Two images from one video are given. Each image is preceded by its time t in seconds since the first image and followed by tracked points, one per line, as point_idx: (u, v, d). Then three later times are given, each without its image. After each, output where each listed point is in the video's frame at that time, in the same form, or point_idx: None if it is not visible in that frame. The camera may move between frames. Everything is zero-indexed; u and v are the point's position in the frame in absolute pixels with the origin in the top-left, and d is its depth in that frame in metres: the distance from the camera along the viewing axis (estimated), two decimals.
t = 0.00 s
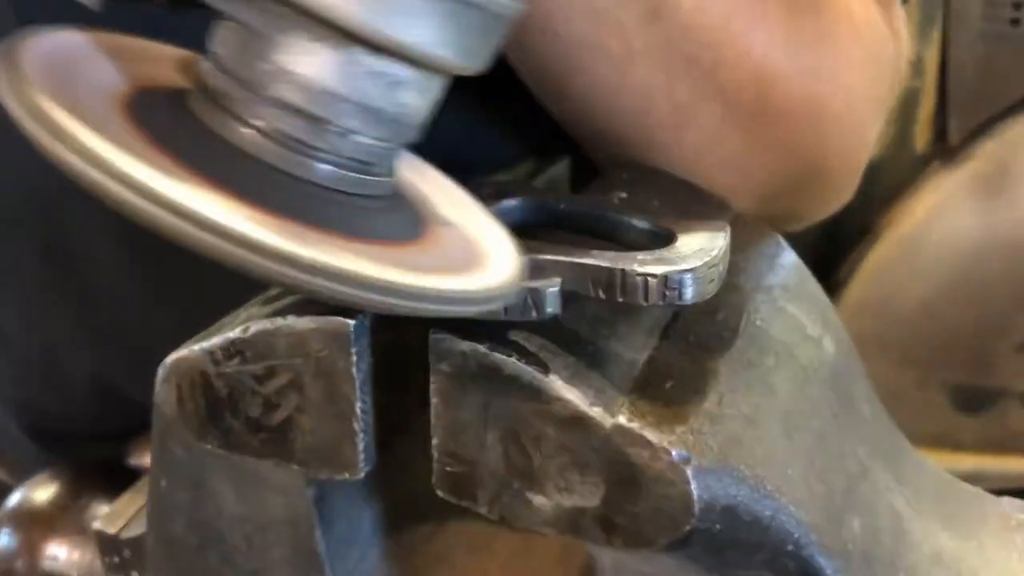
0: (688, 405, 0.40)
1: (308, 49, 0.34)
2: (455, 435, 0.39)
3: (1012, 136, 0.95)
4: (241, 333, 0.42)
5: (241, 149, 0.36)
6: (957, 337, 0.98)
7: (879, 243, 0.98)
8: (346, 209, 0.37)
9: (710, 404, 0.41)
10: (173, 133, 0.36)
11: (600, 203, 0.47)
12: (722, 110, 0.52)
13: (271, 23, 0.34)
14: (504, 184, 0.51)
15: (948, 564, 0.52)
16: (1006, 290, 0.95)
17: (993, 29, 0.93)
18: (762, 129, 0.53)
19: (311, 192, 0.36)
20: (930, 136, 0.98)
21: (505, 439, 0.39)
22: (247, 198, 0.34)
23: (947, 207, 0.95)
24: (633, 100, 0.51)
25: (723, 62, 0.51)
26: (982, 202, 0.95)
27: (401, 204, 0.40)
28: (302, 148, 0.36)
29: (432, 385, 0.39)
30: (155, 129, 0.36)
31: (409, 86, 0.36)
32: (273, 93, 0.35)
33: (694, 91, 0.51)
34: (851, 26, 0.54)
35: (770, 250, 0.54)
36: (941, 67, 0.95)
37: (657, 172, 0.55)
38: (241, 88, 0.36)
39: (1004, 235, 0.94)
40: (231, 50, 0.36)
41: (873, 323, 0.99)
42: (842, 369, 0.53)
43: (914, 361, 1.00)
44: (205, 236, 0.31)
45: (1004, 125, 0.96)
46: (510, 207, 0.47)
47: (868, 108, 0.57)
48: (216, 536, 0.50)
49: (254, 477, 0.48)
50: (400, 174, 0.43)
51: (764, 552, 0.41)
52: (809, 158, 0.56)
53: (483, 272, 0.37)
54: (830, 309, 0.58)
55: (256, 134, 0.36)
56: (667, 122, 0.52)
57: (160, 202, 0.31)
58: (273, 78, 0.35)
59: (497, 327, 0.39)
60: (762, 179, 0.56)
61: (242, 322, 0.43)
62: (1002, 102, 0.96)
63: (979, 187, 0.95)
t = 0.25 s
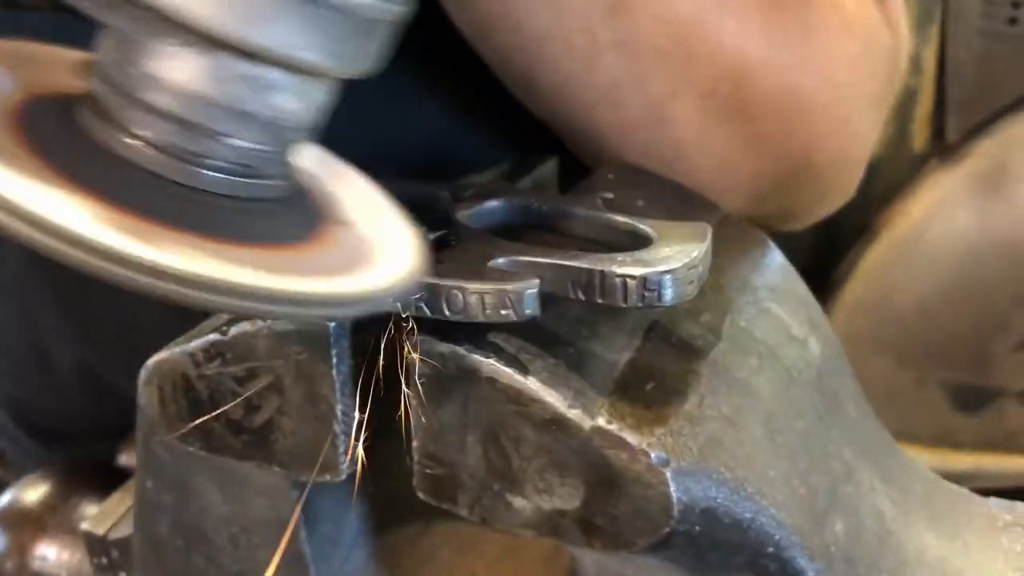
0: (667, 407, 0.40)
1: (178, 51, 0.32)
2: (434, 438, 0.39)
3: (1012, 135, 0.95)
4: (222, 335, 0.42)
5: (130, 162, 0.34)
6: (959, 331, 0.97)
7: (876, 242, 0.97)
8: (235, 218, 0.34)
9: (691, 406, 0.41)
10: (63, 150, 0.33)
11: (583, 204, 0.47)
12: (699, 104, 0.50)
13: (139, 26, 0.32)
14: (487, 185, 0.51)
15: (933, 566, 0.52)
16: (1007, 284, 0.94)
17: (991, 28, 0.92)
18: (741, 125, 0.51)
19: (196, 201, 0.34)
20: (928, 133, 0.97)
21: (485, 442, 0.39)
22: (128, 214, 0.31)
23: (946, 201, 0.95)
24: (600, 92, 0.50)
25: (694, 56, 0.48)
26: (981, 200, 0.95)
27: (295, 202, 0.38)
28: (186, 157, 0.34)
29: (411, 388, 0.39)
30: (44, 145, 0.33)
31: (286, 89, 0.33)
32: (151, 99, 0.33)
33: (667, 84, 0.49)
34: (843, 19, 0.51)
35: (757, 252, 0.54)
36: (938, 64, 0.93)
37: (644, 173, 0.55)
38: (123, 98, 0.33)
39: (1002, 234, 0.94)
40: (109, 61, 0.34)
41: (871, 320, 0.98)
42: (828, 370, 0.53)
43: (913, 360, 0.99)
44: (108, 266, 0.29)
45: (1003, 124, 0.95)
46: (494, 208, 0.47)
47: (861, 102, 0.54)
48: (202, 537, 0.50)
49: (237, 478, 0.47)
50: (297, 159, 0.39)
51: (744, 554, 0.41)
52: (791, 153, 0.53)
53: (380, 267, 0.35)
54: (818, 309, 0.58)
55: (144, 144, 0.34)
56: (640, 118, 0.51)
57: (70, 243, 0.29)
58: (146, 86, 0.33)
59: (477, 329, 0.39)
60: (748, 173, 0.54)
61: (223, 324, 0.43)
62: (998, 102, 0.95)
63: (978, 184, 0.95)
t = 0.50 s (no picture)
0: (649, 406, 0.40)
1: (217, 36, 0.34)
2: (418, 438, 0.40)
3: (1011, 135, 0.95)
4: (207, 334, 0.42)
5: (170, 134, 0.36)
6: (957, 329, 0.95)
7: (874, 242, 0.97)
8: (274, 187, 0.37)
9: (673, 405, 0.41)
10: (112, 123, 0.35)
11: (569, 204, 0.47)
12: (689, 90, 0.49)
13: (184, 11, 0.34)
14: (475, 185, 0.51)
15: (919, 566, 0.52)
16: (1005, 283, 0.93)
17: (988, 28, 0.93)
18: (731, 105, 0.50)
19: (239, 173, 0.36)
20: (925, 133, 0.99)
21: (467, 441, 0.39)
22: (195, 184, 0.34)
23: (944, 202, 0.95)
24: (594, 71, 0.48)
25: (681, 32, 0.47)
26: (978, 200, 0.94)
27: (322, 177, 0.40)
28: (225, 132, 0.36)
29: (395, 387, 0.39)
30: (88, 110, 0.35)
31: (319, 72, 0.36)
32: (189, 80, 0.35)
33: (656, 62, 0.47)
34: None
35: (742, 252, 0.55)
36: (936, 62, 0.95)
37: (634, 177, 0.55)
38: (166, 77, 0.36)
39: (999, 233, 0.93)
40: (155, 40, 0.36)
41: (870, 318, 0.97)
42: (814, 370, 0.53)
43: (909, 358, 0.97)
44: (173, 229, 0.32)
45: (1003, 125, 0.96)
46: (479, 209, 0.47)
47: (853, 87, 0.53)
48: (190, 536, 0.50)
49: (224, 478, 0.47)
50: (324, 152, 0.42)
51: (727, 553, 0.41)
52: (782, 138, 0.53)
53: (402, 236, 0.37)
54: (806, 310, 0.58)
55: (180, 120, 0.36)
56: (630, 101, 0.49)
57: (124, 207, 0.31)
58: (187, 67, 0.35)
59: (459, 329, 0.39)
60: (744, 160, 0.53)
61: (208, 323, 0.43)
62: (995, 103, 0.97)
63: (976, 185, 0.94)
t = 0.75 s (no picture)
0: (642, 403, 0.41)
1: (144, 35, 0.34)
2: (412, 434, 0.40)
3: (1011, 135, 0.95)
4: (203, 331, 0.43)
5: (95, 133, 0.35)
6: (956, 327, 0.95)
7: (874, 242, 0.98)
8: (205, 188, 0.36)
9: (665, 402, 0.41)
10: (39, 126, 0.35)
11: (563, 202, 0.48)
12: (667, 101, 0.51)
13: (111, 11, 0.34)
14: (470, 183, 0.51)
15: (911, 563, 0.52)
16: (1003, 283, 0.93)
17: (988, 27, 0.93)
18: (701, 113, 0.52)
19: (170, 173, 0.36)
20: (925, 133, 0.99)
21: (460, 437, 0.39)
22: (112, 187, 0.33)
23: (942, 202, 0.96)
24: (569, 83, 0.51)
25: (658, 45, 0.49)
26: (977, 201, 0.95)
27: (257, 175, 0.40)
28: (152, 132, 0.35)
29: (389, 384, 0.40)
30: (18, 112, 0.35)
31: (246, 71, 0.36)
32: (119, 78, 0.35)
33: (632, 73, 0.50)
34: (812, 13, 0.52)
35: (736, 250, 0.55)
36: (937, 62, 0.95)
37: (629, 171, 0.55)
38: (94, 75, 0.35)
39: (999, 233, 0.93)
40: (83, 38, 0.35)
41: (869, 317, 0.97)
42: (808, 368, 0.54)
43: (908, 355, 0.96)
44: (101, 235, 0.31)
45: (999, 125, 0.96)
46: (473, 206, 0.47)
47: (829, 101, 0.55)
48: (187, 532, 0.50)
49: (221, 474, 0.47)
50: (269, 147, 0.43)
51: (719, 549, 0.41)
52: (757, 148, 0.54)
53: (331, 236, 0.37)
54: (800, 308, 0.58)
55: (112, 118, 0.35)
56: (609, 109, 0.52)
57: (62, 216, 0.31)
58: (115, 65, 0.35)
59: (452, 326, 0.40)
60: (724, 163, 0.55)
61: (204, 321, 0.43)
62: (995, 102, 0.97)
63: (975, 185, 0.95)
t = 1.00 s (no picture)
0: (645, 404, 0.41)
1: (251, 55, 0.34)
2: (417, 434, 0.40)
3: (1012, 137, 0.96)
4: (208, 332, 0.43)
5: (199, 156, 0.36)
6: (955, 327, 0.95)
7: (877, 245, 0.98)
8: (299, 210, 0.37)
9: (667, 403, 0.42)
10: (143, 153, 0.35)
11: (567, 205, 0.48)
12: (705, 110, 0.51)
13: (219, 33, 0.34)
14: (474, 185, 0.51)
15: (912, 564, 0.52)
16: (1002, 284, 0.93)
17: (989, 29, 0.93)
18: (745, 122, 0.52)
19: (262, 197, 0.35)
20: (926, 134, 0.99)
21: (465, 437, 0.39)
22: (224, 214, 0.33)
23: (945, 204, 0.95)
24: (618, 92, 0.49)
25: (700, 56, 0.48)
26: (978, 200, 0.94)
27: (348, 195, 0.40)
28: (254, 152, 0.35)
29: (394, 385, 0.40)
30: (116, 139, 0.35)
31: (352, 88, 0.35)
32: (223, 100, 0.35)
33: (677, 84, 0.49)
34: (837, 15, 0.52)
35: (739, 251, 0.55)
36: (937, 64, 0.95)
37: (633, 175, 0.55)
38: (194, 95, 0.35)
39: (999, 231, 0.92)
40: (183, 62, 0.35)
41: (869, 318, 0.97)
42: (809, 370, 0.54)
43: (908, 357, 0.97)
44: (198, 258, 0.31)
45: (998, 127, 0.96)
46: (479, 208, 0.47)
47: (855, 102, 0.55)
48: (191, 531, 0.50)
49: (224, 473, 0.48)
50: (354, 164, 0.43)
51: (722, 549, 0.41)
52: (791, 151, 0.54)
53: (431, 260, 0.37)
54: (802, 310, 0.58)
55: (213, 141, 0.35)
56: (652, 119, 0.50)
57: (162, 240, 0.30)
58: (220, 86, 0.35)
59: (457, 327, 0.40)
60: (749, 171, 0.55)
61: (210, 321, 0.44)
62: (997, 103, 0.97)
63: (976, 185, 0.95)
